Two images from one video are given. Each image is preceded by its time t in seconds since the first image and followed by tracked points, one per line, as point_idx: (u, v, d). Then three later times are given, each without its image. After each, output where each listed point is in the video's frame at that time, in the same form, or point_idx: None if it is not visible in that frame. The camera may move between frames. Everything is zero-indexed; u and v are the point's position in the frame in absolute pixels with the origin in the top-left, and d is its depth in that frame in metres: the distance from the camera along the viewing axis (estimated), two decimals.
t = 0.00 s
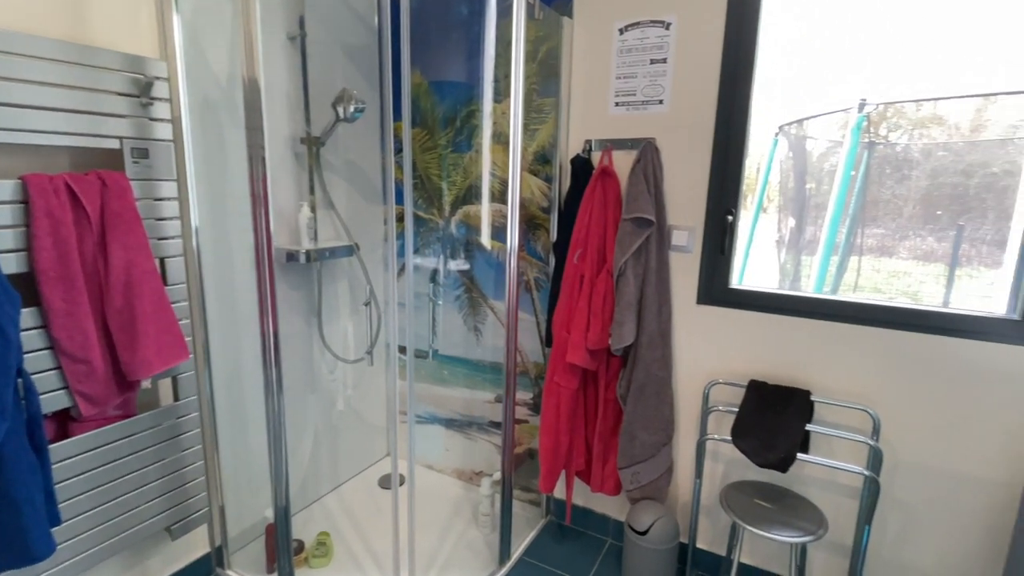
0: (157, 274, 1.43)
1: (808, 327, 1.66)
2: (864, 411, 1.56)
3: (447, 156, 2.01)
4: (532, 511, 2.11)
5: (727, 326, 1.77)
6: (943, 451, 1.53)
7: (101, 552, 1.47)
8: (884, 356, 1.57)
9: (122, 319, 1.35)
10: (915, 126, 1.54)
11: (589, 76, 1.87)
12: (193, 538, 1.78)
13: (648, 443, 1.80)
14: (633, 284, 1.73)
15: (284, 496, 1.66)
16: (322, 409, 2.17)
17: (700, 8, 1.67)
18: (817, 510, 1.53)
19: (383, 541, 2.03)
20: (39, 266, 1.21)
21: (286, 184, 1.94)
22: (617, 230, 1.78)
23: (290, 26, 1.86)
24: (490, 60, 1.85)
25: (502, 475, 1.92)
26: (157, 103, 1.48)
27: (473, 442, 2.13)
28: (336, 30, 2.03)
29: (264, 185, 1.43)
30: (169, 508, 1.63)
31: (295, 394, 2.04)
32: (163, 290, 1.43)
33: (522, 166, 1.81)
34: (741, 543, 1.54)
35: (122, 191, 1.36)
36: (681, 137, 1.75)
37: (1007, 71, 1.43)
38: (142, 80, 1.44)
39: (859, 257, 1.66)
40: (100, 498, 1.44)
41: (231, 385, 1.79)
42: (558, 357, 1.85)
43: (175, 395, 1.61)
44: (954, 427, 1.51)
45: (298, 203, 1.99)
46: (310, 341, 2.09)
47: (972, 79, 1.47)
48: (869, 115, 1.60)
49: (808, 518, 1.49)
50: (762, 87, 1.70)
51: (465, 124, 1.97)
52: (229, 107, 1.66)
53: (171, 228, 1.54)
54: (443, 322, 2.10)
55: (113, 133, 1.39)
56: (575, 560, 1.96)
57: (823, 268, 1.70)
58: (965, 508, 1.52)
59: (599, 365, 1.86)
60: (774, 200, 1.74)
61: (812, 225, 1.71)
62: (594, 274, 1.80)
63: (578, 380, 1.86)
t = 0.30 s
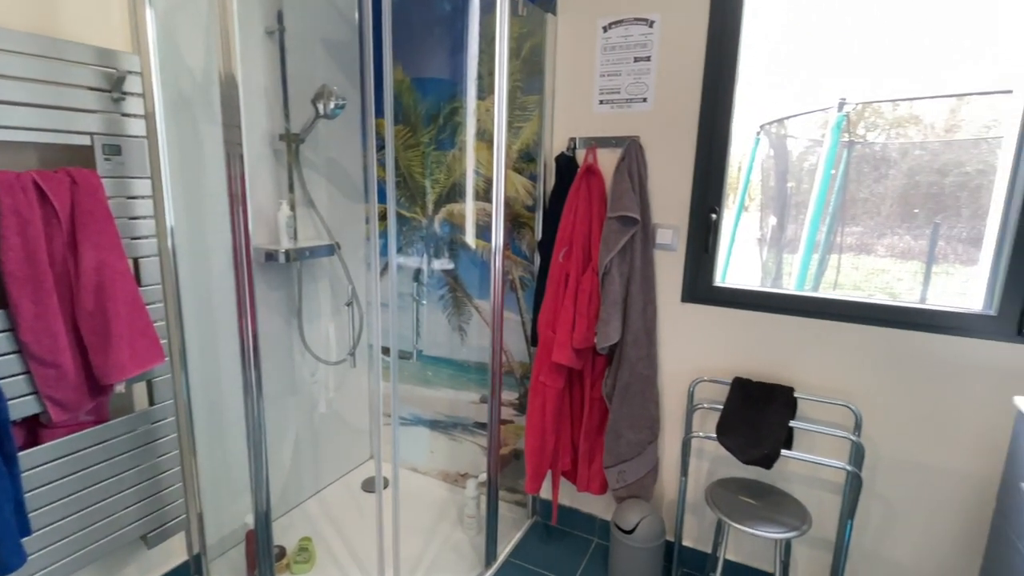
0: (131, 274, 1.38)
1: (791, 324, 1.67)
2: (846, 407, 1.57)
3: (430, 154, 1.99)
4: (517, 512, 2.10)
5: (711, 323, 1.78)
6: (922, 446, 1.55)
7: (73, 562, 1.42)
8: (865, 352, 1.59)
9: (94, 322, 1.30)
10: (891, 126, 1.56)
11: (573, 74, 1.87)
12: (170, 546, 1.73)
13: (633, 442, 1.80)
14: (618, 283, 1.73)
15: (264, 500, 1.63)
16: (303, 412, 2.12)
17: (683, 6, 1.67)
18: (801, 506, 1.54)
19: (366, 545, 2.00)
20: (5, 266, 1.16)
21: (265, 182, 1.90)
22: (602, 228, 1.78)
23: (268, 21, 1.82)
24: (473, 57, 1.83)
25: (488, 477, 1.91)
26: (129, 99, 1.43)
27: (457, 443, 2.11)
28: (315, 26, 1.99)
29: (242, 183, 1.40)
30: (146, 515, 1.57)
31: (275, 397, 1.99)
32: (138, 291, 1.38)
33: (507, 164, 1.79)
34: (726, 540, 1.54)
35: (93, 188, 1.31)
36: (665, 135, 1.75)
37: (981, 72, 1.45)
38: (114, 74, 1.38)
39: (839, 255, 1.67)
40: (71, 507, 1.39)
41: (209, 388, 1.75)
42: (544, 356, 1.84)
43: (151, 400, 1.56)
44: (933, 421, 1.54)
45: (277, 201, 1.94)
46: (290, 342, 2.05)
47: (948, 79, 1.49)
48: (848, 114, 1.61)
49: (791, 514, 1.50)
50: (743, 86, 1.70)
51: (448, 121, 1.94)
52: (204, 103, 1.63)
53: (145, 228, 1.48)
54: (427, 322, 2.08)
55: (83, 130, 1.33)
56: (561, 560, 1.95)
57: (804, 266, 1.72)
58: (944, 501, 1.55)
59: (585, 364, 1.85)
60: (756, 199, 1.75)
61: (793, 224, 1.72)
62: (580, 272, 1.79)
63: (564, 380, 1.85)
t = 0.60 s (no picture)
0: (97, 276, 1.33)
1: (770, 321, 1.69)
2: (825, 402, 1.59)
3: (409, 151, 1.96)
4: (500, 513, 2.09)
5: (691, 321, 1.78)
6: (898, 439, 1.58)
7: None
8: (842, 348, 1.61)
9: (58, 325, 1.25)
10: (864, 126, 1.59)
11: (552, 71, 1.86)
12: (141, 557, 1.67)
13: (616, 441, 1.80)
14: (600, 281, 1.73)
15: (240, 507, 1.59)
16: (280, 416, 2.07)
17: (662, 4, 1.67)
18: (782, 501, 1.56)
19: (346, 550, 1.96)
20: None
21: (238, 180, 1.85)
22: (583, 226, 1.77)
23: (240, 14, 1.77)
24: (453, 52, 1.81)
25: (471, 478, 1.90)
26: (95, 93, 1.37)
27: (439, 445, 2.09)
28: (289, 20, 1.94)
29: (215, 181, 1.35)
30: (114, 526, 1.51)
31: (251, 401, 1.93)
32: (104, 293, 1.33)
33: (487, 162, 1.78)
34: (709, 537, 1.55)
35: (57, 186, 1.25)
36: (645, 133, 1.75)
37: (950, 73, 1.49)
38: (78, 68, 1.33)
39: (815, 253, 1.69)
40: (36, 518, 1.32)
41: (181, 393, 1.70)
42: (526, 356, 1.83)
43: (120, 405, 1.50)
44: (907, 415, 1.56)
45: (251, 199, 1.89)
46: (266, 344, 2.00)
47: (919, 79, 1.52)
48: (823, 114, 1.63)
49: (771, 509, 1.52)
50: (720, 85, 1.72)
51: (428, 118, 1.92)
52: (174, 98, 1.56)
53: (113, 227, 1.44)
54: (408, 322, 2.05)
55: (46, 125, 1.28)
56: (544, 561, 1.94)
57: (781, 263, 1.74)
58: (920, 493, 1.58)
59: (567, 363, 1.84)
60: (735, 197, 1.76)
61: (770, 223, 1.74)
62: (562, 271, 1.78)
63: (547, 379, 1.84)
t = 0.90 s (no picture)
0: (68, 277, 1.27)
1: (753, 318, 1.70)
2: (807, 397, 1.61)
3: (391, 149, 1.93)
4: (486, 514, 2.07)
5: (674, 319, 1.79)
6: (878, 433, 1.61)
7: None
8: (822, 344, 1.63)
9: (26, 329, 1.19)
10: (841, 125, 1.61)
11: (535, 69, 1.85)
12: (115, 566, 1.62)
13: (601, 439, 1.79)
14: (585, 280, 1.72)
15: (219, 513, 1.56)
16: (260, 419, 2.02)
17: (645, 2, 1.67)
18: (766, 497, 1.57)
19: (329, 555, 1.93)
20: None
21: (214, 178, 1.80)
22: (567, 225, 1.76)
23: (215, 7, 1.73)
24: (435, 49, 1.79)
25: (455, 480, 1.87)
26: (63, 88, 1.32)
27: (423, 447, 2.06)
28: (266, 14, 1.90)
29: (191, 180, 1.32)
30: (87, 535, 1.46)
31: (229, 405, 1.89)
32: (76, 295, 1.28)
33: (470, 160, 1.76)
34: (694, 533, 1.56)
35: (25, 184, 1.19)
36: (628, 131, 1.75)
37: (925, 74, 1.52)
38: (46, 62, 1.27)
39: (794, 251, 1.71)
40: (3, 529, 1.27)
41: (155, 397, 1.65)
42: (511, 356, 1.82)
43: (93, 410, 1.45)
44: (886, 409, 1.59)
45: (228, 198, 1.85)
46: (244, 347, 1.95)
47: (894, 80, 1.55)
48: (802, 112, 1.65)
49: (755, 504, 1.53)
50: (702, 84, 1.72)
51: (410, 115, 1.89)
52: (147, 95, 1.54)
53: (85, 226, 1.39)
54: (391, 323, 2.01)
55: (12, 121, 1.22)
56: (530, 561, 1.93)
57: (761, 262, 1.75)
58: (899, 487, 1.60)
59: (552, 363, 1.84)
60: (717, 195, 1.77)
61: (750, 221, 1.76)
62: (546, 269, 1.77)
63: (532, 378, 1.83)
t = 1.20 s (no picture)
0: (38, 276, 1.20)
1: (735, 315, 1.72)
2: (789, 393, 1.63)
3: (372, 146, 1.90)
4: (470, 515, 2.05)
5: (658, 317, 1.80)
6: (858, 427, 1.63)
7: None
8: (803, 340, 1.66)
9: None
10: (818, 125, 1.63)
11: (518, 67, 1.84)
12: None
13: (586, 438, 1.79)
14: (569, 278, 1.72)
15: (198, 519, 1.55)
16: (239, 422, 1.98)
17: None
18: (749, 492, 1.58)
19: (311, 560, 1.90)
20: None
21: (189, 175, 1.76)
22: (551, 224, 1.76)
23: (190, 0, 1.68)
24: (418, 46, 1.78)
25: (439, 480, 1.87)
26: (32, 82, 1.27)
27: (406, 449, 2.05)
28: (243, 8, 1.86)
29: (165, 178, 1.29)
30: (59, 544, 1.41)
31: (206, 408, 1.84)
32: (46, 295, 1.20)
33: (453, 157, 1.75)
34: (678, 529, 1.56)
35: None
36: (611, 129, 1.75)
37: (900, 74, 1.54)
38: (14, 55, 1.23)
39: (774, 249, 1.73)
40: None
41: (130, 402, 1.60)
42: (495, 355, 1.81)
43: (64, 415, 1.39)
44: (865, 403, 1.61)
45: (204, 196, 1.81)
46: (222, 348, 1.91)
47: (869, 80, 1.57)
48: (781, 111, 1.67)
49: (739, 500, 1.54)
50: (684, 83, 1.73)
51: (391, 112, 1.87)
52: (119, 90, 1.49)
53: (54, 225, 1.34)
54: (374, 323, 1.98)
55: None
56: (516, 561, 1.92)
57: (742, 260, 1.77)
58: (878, 479, 1.63)
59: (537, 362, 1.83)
60: (699, 193, 1.78)
61: (731, 220, 1.77)
62: (531, 268, 1.76)
63: (516, 378, 1.82)
